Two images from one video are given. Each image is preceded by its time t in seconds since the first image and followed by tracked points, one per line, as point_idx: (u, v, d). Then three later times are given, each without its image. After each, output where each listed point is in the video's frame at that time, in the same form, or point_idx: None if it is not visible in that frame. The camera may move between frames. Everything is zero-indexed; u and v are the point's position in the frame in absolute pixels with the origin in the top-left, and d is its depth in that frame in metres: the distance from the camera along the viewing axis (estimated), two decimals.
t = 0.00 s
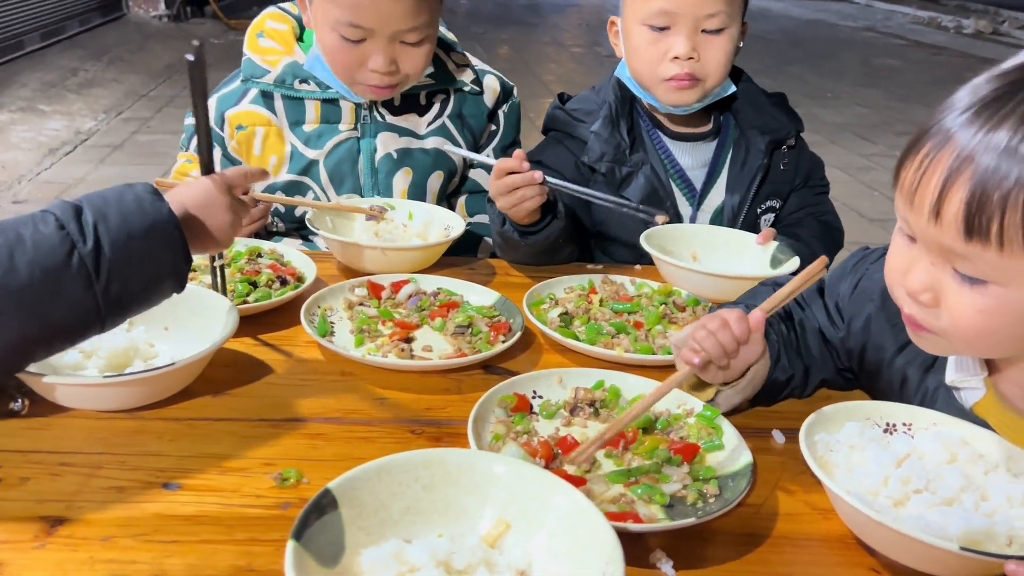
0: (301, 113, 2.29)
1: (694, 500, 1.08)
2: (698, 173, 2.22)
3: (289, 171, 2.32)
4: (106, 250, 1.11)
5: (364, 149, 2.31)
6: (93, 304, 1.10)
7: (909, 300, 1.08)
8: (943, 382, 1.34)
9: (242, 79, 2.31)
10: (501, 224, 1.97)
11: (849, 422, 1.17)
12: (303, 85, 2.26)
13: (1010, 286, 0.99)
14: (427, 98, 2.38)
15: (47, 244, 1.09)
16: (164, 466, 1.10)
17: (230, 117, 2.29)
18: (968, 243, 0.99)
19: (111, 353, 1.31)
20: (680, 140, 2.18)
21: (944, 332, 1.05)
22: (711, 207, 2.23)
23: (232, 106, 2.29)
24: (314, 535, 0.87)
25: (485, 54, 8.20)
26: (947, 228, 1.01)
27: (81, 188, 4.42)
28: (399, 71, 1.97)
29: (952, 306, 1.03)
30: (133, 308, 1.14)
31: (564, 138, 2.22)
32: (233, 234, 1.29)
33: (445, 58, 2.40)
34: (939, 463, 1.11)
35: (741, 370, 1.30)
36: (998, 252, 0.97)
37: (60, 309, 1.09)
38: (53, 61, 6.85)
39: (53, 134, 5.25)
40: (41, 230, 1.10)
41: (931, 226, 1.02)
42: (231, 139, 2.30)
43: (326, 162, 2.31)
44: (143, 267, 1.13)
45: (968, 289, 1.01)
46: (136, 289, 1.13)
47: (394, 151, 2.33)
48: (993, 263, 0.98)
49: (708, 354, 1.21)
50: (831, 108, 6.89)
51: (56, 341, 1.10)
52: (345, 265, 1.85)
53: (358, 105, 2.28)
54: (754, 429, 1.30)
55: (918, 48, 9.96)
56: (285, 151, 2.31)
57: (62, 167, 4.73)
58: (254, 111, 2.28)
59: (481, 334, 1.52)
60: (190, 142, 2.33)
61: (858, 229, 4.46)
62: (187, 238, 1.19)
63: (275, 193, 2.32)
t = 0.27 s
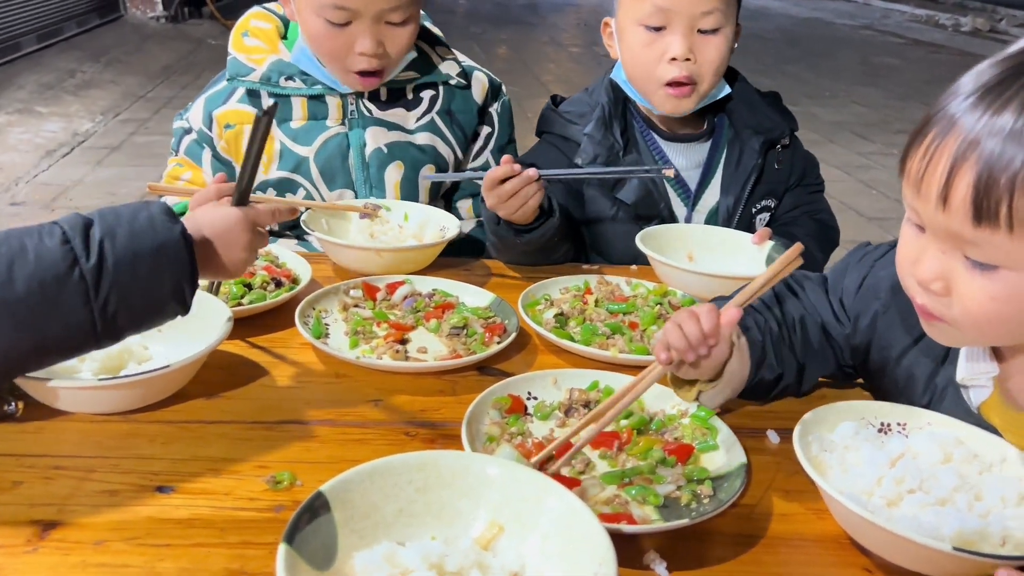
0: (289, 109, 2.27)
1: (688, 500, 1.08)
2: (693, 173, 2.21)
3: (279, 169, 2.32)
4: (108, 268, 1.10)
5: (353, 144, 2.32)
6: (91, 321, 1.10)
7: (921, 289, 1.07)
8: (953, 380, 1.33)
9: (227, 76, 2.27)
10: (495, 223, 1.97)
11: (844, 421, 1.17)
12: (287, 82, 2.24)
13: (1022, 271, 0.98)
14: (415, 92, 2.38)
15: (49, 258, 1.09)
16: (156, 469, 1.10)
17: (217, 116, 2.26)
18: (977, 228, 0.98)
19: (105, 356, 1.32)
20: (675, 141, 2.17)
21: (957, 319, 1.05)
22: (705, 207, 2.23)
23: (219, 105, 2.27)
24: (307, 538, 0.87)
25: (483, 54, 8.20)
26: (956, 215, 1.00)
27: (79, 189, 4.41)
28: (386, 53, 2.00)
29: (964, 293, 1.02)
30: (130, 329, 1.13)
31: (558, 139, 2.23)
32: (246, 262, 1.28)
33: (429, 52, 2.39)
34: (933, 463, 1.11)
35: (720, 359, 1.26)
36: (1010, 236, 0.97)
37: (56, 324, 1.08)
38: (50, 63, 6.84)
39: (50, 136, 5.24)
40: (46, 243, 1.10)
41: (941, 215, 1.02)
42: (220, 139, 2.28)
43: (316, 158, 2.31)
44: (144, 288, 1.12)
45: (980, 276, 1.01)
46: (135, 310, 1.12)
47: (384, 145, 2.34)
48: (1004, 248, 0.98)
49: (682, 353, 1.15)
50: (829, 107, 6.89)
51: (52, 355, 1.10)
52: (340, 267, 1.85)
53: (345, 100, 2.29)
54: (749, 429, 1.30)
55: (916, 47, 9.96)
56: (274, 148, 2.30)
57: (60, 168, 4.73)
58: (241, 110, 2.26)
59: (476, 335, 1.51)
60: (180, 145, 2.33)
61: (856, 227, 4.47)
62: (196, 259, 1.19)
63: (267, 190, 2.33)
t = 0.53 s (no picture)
0: (281, 101, 2.28)
1: (683, 501, 1.08)
2: (687, 175, 2.22)
3: (277, 161, 2.32)
4: (80, 244, 1.10)
5: (348, 130, 2.33)
6: (73, 300, 1.10)
7: (943, 289, 1.09)
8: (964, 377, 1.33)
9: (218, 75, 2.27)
10: (492, 222, 1.98)
11: (838, 422, 1.18)
12: (280, 74, 2.24)
13: None
14: (405, 76, 2.38)
15: (20, 243, 1.08)
16: (152, 472, 1.10)
17: (211, 114, 2.26)
18: (996, 230, 0.99)
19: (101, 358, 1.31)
20: (667, 144, 2.17)
21: (979, 318, 1.06)
22: (700, 209, 2.23)
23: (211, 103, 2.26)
24: (302, 540, 0.87)
25: (479, 54, 8.21)
26: (976, 217, 1.01)
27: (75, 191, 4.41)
28: (367, 37, 2.06)
29: (985, 294, 1.03)
30: (114, 302, 1.13)
31: (552, 142, 2.24)
32: (208, 222, 1.29)
33: (415, 36, 2.39)
34: (928, 463, 1.11)
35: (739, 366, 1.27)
36: None
37: (39, 309, 1.08)
38: (46, 64, 6.83)
39: (45, 137, 5.23)
40: (12, 229, 1.09)
41: (961, 217, 1.03)
42: (215, 137, 2.28)
43: (313, 146, 2.31)
44: (118, 259, 1.12)
45: (1001, 278, 1.01)
46: (115, 283, 1.12)
47: (379, 129, 2.35)
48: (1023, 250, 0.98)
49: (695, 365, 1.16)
50: (825, 106, 6.91)
51: (43, 337, 1.10)
52: (336, 268, 1.85)
53: (336, 87, 2.29)
54: (744, 429, 1.31)
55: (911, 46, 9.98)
56: (270, 140, 2.31)
57: (56, 170, 4.73)
58: (234, 107, 2.26)
59: (472, 336, 1.52)
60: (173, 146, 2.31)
61: (851, 227, 4.48)
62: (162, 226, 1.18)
63: (267, 183, 2.34)
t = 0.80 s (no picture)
0: (271, 91, 2.29)
1: (679, 502, 1.09)
2: (684, 177, 2.23)
3: (265, 147, 2.30)
4: (72, 214, 1.12)
5: (335, 118, 2.32)
6: (69, 268, 1.12)
7: (935, 289, 1.10)
8: (952, 370, 1.37)
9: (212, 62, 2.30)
10: (491, 225, 2.00)
11: (833, 423, 1.18)
12: (269, 63, 2.25)
13: None
14: (394, 69, 2.39)
15: (13, 218, 1.09)
16: (150, 474, 1.10)
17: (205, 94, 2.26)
18: (985, 234, 1.00)
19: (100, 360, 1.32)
20: (664, 146, 2.20)
21: (971, 319, 1.08)
22: (697, 210, 2.24)
23: (207, 85, 2.26)
24: (299, 541, 0.87)
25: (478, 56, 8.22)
26: (965, 220, 1.02)
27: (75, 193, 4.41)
28: (348, 26, 2.12)
29: (977, 296, 1.05)
30: (109, 268, 1.16)
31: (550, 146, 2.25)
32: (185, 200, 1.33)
33: (404, 30, 2.43)
34: (922, 463, 1.12)
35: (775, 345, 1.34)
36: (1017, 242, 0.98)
37: (36, 279, 1.09)
38: (45, 66, 6.83)
39: (44, 139, 5.23)
40: (3, 205, 1.10)
41: (951, 219, 1.04)
42: (208, 118, 2.28)
43: (300, 133, 2.30)
44: (109, 226, 1.15)
45: (990, 280, 1.03)
46: (108, 249, 1.15)
47: (365, 119, 2.34)
48: (1011, 253, 0.99)
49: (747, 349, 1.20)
50: (823, 107, 6.91)
51: (43, 309, 1.11)
52: (335, 270, 1.85)
53: (325, 79, 2.30)
54: (740, 431, 1.31)
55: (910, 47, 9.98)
56: (261, 127, 2.30)
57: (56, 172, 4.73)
58: (227, 90, 2.25)
59: (469, 338, 1.52)
60: (166, 124, 2.32)
61: (849, 228, 4.48)
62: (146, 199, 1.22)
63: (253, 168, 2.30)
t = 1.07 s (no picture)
0: (263, 82, 2.28)
1: (671, 503, 1.09)
2: (678, 178, 2.22)
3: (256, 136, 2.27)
4: (71, 216, 1.12)
5: (326, 111, 2.30)
6: (66, 269, 1.11)
7: (906, 286, 1.14)
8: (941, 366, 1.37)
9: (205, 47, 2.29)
10: (488, 224, 1.97)
11: (826, 424, 1.18)
12: (262, 53, 2.24)
13: (995, 274, 1.04)
14: (385, 62, 2.38)
15: (11, 218, 1.09)
16: (138, 475, 1.09)
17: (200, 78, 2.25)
18: (946, 231, 1.05)
19: (88, 359, 1.30)
20: (658, 147, 2.19)
21: (939, 316, 1.11)
22: (691, 212, 2.22)
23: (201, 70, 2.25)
24: (286, 544, 0.86)
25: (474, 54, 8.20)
26: (929, 218, 1.07)
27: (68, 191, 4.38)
28: (341, 20, 2.11)
29: (944, 292, 1.08)
30: (107, 271, 1.15)
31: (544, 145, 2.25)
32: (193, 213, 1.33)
33: (396, 24, 2.42)
34: (915, 464, 1.11)
35: (791, 309, 1.36)
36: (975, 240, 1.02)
37: (31, 278, 1.09)
38: (39, 63, 6.80)
39: (37, 137, 5.20)
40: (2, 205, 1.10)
41: (916, 219, 1.09)
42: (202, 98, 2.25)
43: (291, 124, 2.28)
44: (108, 230, 1.14)
45: (955, 278, 1.07)
46: (107, 252, 1.14)
47: (356, 111, 2.32)
48: (973, 251, 1.03)
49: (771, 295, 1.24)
50: (818, 106, 6.92)
51: (37, 310, 1.10)
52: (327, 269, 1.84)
53: (318, 72, 2.29)
54: (733, 431, 1.31)
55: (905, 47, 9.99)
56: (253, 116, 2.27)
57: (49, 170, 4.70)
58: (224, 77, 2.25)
59: (461, 338, 1.51)
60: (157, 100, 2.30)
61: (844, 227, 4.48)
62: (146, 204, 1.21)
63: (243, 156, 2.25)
